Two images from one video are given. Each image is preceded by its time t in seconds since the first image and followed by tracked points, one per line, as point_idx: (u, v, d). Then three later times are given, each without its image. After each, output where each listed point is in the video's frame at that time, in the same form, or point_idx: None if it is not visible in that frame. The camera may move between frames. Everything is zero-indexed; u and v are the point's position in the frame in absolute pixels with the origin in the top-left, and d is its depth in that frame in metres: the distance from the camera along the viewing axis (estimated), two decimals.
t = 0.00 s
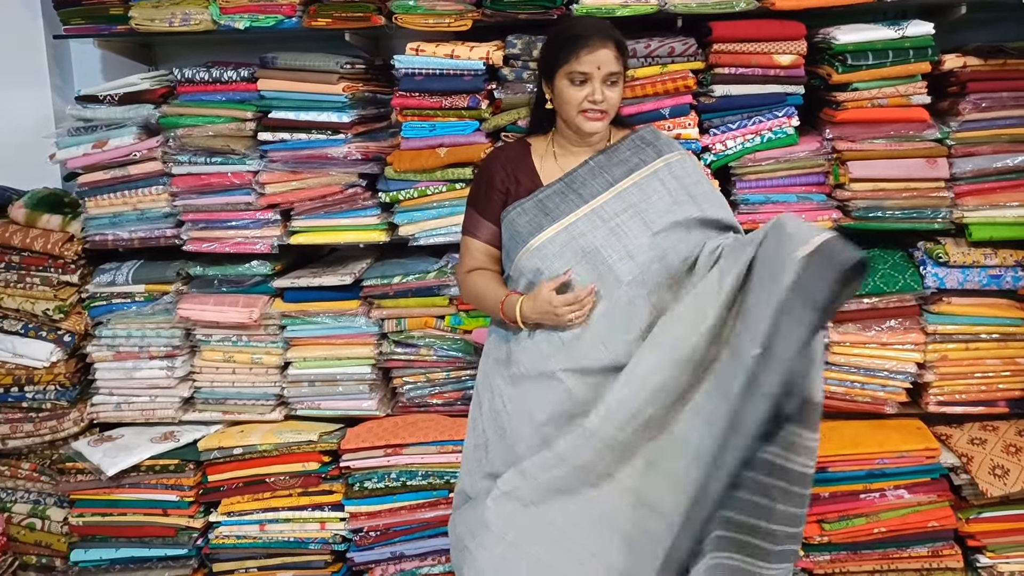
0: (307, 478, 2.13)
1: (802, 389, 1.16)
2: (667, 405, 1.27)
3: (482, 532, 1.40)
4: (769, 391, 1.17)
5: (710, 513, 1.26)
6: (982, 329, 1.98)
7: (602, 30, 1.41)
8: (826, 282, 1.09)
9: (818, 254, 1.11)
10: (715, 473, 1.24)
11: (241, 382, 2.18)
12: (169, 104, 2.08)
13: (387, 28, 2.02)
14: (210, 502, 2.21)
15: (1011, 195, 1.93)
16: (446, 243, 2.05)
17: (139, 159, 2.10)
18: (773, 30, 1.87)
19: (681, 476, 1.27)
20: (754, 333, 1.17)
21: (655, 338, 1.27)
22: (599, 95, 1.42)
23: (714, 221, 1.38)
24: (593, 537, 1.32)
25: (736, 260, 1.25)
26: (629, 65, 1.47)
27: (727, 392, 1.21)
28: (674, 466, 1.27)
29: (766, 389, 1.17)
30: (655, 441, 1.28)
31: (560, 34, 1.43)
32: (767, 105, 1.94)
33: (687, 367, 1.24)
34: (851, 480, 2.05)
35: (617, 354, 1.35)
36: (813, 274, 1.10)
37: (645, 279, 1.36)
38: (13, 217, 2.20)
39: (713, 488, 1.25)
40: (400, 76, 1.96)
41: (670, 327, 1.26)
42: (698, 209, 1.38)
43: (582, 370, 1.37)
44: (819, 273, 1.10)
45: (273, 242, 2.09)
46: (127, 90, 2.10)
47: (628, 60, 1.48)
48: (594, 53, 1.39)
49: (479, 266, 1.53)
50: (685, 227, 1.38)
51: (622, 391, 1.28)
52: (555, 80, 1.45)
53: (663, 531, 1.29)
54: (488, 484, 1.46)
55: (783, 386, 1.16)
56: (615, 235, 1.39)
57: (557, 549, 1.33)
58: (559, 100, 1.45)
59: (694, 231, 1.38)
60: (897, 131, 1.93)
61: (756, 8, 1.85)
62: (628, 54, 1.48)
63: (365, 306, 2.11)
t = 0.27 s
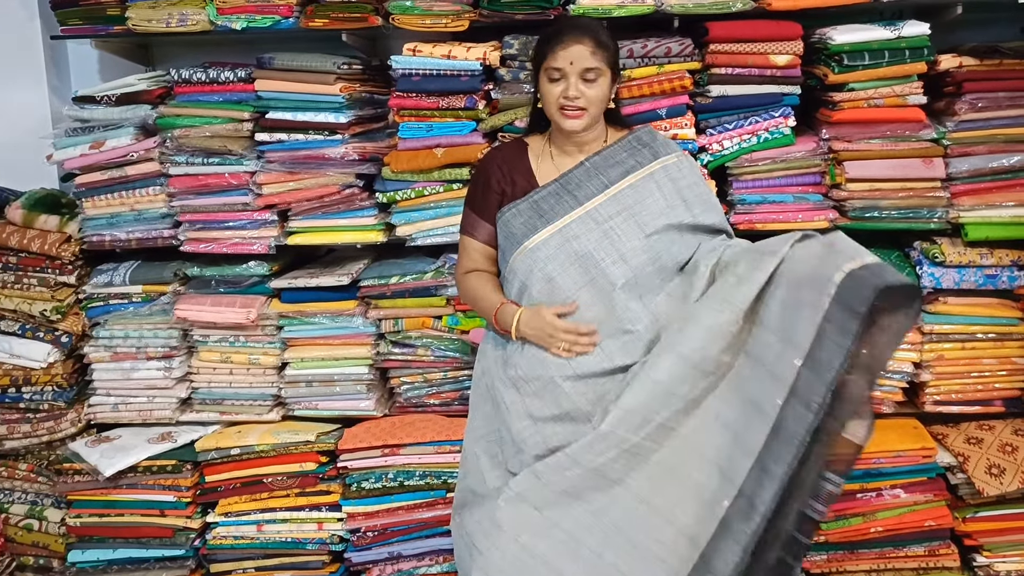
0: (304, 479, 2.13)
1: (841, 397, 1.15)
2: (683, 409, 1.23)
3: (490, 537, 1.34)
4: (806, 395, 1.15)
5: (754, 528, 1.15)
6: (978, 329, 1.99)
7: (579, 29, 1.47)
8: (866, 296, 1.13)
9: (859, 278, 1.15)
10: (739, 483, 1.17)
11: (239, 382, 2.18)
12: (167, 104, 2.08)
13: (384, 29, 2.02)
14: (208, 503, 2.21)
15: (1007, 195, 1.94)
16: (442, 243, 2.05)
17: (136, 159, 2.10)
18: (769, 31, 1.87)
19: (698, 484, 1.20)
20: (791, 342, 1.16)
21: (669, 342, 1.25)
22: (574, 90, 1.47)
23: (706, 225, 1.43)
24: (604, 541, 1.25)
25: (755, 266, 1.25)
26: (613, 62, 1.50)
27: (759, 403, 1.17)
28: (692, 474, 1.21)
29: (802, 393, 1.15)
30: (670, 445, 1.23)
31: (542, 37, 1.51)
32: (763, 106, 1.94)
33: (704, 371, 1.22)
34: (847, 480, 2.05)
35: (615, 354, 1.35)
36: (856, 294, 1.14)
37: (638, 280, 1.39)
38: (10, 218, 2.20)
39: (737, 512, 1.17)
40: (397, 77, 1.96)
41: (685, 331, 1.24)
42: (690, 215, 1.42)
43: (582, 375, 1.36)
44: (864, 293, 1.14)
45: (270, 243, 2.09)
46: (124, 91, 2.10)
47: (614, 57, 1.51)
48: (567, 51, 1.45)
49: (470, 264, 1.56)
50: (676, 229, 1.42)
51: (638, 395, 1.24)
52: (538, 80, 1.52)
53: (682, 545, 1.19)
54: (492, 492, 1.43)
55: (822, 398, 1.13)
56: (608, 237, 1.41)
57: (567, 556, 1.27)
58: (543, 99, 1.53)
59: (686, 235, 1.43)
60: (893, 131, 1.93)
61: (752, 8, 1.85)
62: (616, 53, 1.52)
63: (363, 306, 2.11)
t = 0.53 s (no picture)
0: (304, 479, 2.13)
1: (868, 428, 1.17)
2: (699, 426, 1.23)
3: (495, 544, 1.31)
4: (834, 424, 1.17)
5: (774, 550, 1.17)
6: (978, 329, 1.98)
7: (571, 28, 1.48)
8: (907, 339, 1.15)
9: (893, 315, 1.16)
10: (758, 504, 1.17)
11: (239, 383, 2.18)
12: (167, 105, 2.08)
13: (385, 29, 2.02)
14: (208, 503, 2.21)
15: (1007, 195, 1.94)
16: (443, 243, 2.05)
17: (137, 159, 2.10)
18: (769, 31, 1.87)
19: (704, 498, 1.20)
20: (811, 369, 1.18)
21: (686, 362, 1.26)
22: (565, 88, 1.47)
23: (704, 226, 1.43)
24: (613, 553, 1.21)
25: (776, 286, 1.24)
26: (606, 60, 1.50)
27: (782, 428, 1.18)
28: (707, 492, 1.20)
29: (830, 421, 1.17)
30: (683, 462, 1.23)
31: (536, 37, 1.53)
32: (763, 106, 1.94)
33: (721, 390, 1.22)
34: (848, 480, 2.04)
35: (615, 358, 1.36)
36: (893, 333, 1.16)
37: (635, 280, 1.38)
38: (10, 218, 2.20)
39: (758, 534, 1.17)
40: (398, 77, 1.96)
41: (703, 351, 1.25)
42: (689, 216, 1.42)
43: (588, 385, 1.37)
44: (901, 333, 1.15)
45: (270, 243, 2.09)
46: (124, 91, 2.11)
47: (608, 56, 1.51)
48: (558, 48, 1.46)
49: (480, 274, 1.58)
50: (674, 230, 1.42)
51: (653, 410, 1.25)
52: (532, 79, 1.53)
53: (688, 558, 1.18)
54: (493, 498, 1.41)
55: (852, 430, 1.16)
56: (604, 238, 1.41)
57: (574, 565, 1.22)
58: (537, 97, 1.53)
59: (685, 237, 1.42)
60: (893, 132, 1.93)
61: (752, 9, 1.85)
62: (611, 52, 1.52)
63: (363, 306, 2.11)
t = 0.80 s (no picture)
0: (305, 480, 2.13)
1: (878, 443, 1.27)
2: (709, 438, 1.27)
3: (503, 548, 1.31)
4: (848, 439, 1.27)
5: (784, 558, 1.23)
6: (980, 330, 1.98)
7: (566, 29, 1.49)
8: (918, 362, 1.26)
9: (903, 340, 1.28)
10: (768, 513, 1.24)
11: (240, 383, 2.18)
12: (168, 105, 2.08)
13: (386, 30, 2.02)
14: (209, 503, 2.21)
15: (1009, 195, 1.93)
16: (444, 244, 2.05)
17: (138, 160, 2.10)
18: (770, 32, 1.87)
19: (712, 508, 1.25)
20: (824, 385, 1.28)
21: (697, 374, 1.29)
22: (561, 89, 1.47)
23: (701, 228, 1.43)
24: (619, 557, 1.26)
25: (789, 305, 1.32)
26: (602, 61, 1.50)
27: (794, 440, 1.27)
28: (718, 502, 1.26)
29: (841, 435, 1.27)
30: (695, 475, 1.28)
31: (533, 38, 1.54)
32: (765, 107, 1.94)
33: (733, 404, 1.27)
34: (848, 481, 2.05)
35: (613, 358, 1.36)
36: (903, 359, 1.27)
37: (634, 280, 1.39)
38: (12, 219, 2.20)
39: (769, 541, 1.24)
40: (399, 78, 1.96)
41: (716, 364, 1.28)
42: (687, 218, 1.42)
43: (588, 388, 1.36)
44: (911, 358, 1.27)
45: (271, 244, 2.09)
46: (125, 92, 2.11)
47: (604, 56, 1.51)
48: (554, 50, 1.47)
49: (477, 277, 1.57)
50: (672, 231, 1.42)
51: (667, 425, 1.26)
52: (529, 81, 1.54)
53: (697, 566, 1.23)
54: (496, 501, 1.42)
55: (866, 445, 1.26)
56: (601, 238, 1.41)
57: (581, 569, 1.26)
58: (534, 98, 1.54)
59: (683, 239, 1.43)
60: (894, 132, 1.94)
61: (753, 9, 1.85)
62: (607, 52, 1.52)
63: (365, 307, 2.11)
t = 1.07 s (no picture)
0: (306, 480, 2.13)
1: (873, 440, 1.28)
2: (711, 437, 1.31)
3: (506, 550, 1.32)
4: (843, 437, 1.28)
5: (783, 554, 1.25)
6: (980, 330, 1.98)
7: (562, 29, 1.48)
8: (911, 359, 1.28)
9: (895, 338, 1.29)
10: (765, 509, 1.27)
11: (241, 383, 2.18)
12: (168, 105, 2.08)
13: (386, 30, 2.02)
14: (210, 503, 2.21)
15: (1009, 196, 1.94)
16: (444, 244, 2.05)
17: (138, 160, 2.10)
18: (771, 32, 1.87)
19: (712, 505, 1.28)
20: (820, 383, 1.31)
21: (695, 376, 1.29)
22: (557, 90, 1.47)
23: (695, 228, 1.43)
24: (620, 557, 1.27)
25: (785, 303, 1.34)
26: (597, 62, 1.50)
27: (790, 437, 1.30)
28: (719, 502, 1.28)
29: (837, 433, 1.29)
30: (698, 475, 1.31)
31: (528, 38, 1.53)
32: (765, 107, 1.94)
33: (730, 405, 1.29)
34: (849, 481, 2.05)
35: (609, 358, 1.34)
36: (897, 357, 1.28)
37: (628, 279, 1.37)
38: (12, 219, 2.20)
39: (767, 538, 1.26)
40: (399, 78, 1.96)
41: (714, 367, 1.29)
42: (681, 216, 1.42)
43: (584, 389, 1.34)
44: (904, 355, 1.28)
45: (272, 244, 2.09)
46: (126, 91, 2.11)
47: (599, 56, 1.51)
48: (550, 50, 1.46)
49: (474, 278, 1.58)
50: (666, 230, 1.42)
51: (669, 429, 1.27)
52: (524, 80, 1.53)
53: (697, 564, 1.25)
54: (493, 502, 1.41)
55: (860, 443, 1.27)
56: (596, 237, 1.39)
57: (584, 569, 1.28)
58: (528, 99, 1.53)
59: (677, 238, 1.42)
60: (895, 132, 1.93)
61: (754, 9, 1.85)
62: (602, 52, 1.52)
63: (365, 307, 2.11)
